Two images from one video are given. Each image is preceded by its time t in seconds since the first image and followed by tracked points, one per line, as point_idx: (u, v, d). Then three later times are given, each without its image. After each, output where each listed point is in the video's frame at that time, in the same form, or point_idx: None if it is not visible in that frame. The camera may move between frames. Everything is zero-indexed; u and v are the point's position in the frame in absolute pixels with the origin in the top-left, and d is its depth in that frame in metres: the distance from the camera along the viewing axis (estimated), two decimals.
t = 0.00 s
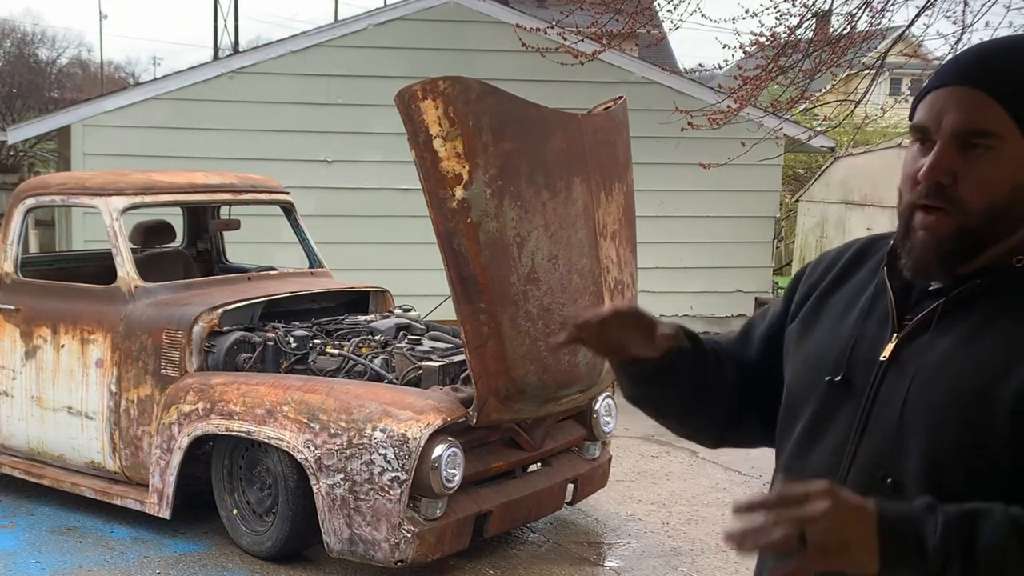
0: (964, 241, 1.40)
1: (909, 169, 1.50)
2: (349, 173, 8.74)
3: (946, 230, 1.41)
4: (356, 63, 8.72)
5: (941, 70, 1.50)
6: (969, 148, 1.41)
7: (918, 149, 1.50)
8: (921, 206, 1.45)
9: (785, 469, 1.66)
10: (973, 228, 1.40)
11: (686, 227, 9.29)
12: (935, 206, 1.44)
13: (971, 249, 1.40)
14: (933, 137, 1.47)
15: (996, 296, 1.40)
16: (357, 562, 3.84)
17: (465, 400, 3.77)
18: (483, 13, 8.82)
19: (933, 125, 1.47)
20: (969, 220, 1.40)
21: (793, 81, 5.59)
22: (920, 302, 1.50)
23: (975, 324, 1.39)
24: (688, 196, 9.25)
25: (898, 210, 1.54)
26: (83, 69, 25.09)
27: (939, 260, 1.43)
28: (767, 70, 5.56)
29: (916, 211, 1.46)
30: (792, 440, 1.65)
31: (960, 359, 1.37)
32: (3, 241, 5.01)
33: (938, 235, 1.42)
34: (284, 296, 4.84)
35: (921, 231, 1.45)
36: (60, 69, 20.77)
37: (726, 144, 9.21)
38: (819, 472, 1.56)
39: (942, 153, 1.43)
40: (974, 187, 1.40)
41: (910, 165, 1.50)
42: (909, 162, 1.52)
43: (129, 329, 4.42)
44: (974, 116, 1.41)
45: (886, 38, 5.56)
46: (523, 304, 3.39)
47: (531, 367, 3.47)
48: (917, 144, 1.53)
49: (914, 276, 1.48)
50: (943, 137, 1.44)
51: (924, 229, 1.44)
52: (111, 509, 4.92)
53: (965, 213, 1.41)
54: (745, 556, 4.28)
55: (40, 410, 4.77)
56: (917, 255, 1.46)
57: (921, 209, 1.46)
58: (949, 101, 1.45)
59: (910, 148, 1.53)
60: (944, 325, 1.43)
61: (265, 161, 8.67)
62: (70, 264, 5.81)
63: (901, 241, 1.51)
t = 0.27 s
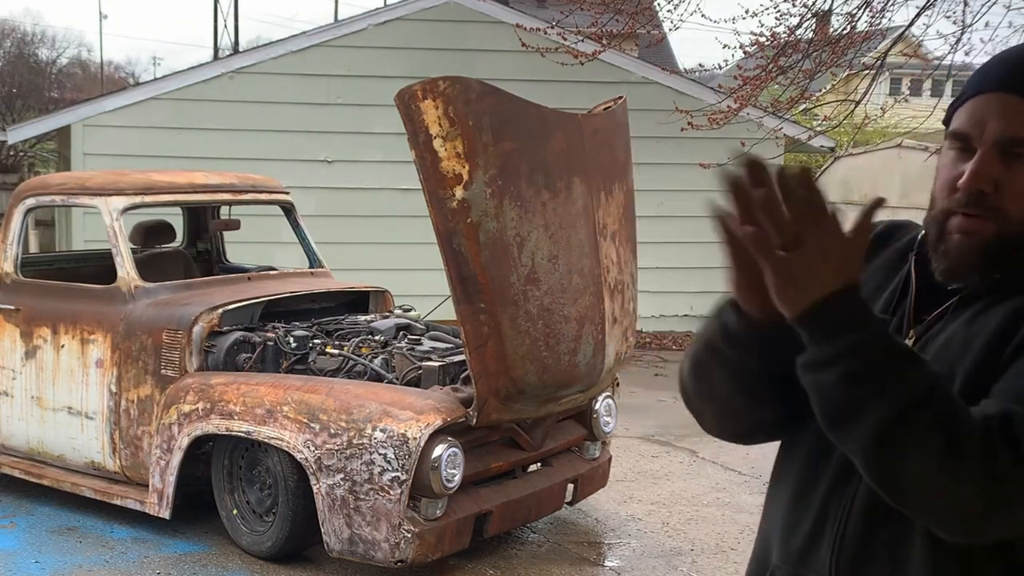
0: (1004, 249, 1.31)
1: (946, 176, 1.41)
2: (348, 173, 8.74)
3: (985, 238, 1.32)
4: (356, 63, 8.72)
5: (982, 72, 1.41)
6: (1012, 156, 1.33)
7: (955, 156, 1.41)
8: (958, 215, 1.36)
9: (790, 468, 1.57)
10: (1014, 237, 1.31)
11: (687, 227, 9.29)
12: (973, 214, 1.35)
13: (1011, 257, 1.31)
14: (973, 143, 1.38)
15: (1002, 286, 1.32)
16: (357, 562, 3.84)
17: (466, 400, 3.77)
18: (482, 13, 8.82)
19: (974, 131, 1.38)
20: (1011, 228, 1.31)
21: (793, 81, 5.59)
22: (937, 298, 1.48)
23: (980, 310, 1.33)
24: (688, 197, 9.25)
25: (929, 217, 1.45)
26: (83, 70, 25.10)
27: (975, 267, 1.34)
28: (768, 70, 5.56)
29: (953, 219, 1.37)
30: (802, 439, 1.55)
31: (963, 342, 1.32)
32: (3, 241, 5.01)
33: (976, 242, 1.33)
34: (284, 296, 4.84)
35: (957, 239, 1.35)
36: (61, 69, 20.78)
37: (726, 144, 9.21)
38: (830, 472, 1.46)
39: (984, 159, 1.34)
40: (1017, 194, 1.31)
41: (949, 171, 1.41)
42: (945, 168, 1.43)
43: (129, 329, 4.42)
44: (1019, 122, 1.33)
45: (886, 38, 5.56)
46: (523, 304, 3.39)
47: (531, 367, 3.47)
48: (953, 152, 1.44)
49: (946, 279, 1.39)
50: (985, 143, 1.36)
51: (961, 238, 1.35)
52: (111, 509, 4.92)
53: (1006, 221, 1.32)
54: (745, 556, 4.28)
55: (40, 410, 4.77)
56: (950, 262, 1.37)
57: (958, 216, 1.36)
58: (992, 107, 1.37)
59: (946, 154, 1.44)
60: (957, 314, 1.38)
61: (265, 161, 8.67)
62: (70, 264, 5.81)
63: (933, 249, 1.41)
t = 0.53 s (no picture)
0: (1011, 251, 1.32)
1: (952, 173, 1.41)
2: (348, 173, 8.74)
3: (994, 239, 1.33)
4: (356, 63, 8.72)
5: (986, 72, 1.43)
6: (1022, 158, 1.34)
7: (961, 154, 1.42)
8: (966, 214, 1.36)
9: (790, 467, 1.57)
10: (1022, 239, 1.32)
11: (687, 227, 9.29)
12: (982, 213, 1.35)
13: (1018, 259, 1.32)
14: (982, 142, 1.39)
15: (1020, 303, 1.32)
16: (357, 562, 3.84)
17: (465, 400, 3.77)
18: (482, 13, 8.82)
19: (984, 130, 1.38)
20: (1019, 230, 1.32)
21: (793, 81, 5.59)
22: (944, 300, 1.43)
23: (1004, 330, 1.31)
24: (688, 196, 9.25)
25: (931, 216, 1.45)
26: (82, 70, 25.10)
27: (982, 267, 1.34)
28: (768, 70, 5.56)
29: (959, 216, 1.37)
30: (801, 439, 1.55)
31: (987, 361, 1.30)
32: (3, 241, 5.01)
33: (984, 242, 1.33)
34: (284, 296, 4.84)
35: (965, 237, 1.35)
36: (60, 69, 20.78)
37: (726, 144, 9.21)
38: (831, 477, 1.46)
39: (994, 159, 1.35)
40: None
41: (953, 170, 1.41)
42: (948, 166, 1.43)
43: (129, 329, 4.42)
44: None
45: (886, 38, 5.56)
46: (523, 304, 3.39)
47: (531, 367, 3.48)
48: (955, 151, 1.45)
49: (953, 280, 1.38)
50: (995, 143, 1.37)
51: (968, 237, 1.35)
52: (111, 509, 4.92)
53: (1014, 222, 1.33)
54: (745, 556, 4.28)
55: (40, 410, 4.77)
56: (956, 261, 1.36)
57: (965, 215, 1.36)
58: (1002, 108, 1.38)
59: (951, 151, 1.44)
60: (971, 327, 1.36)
61: (265, 161, 8.68)
62: (70, 264, 5.81)
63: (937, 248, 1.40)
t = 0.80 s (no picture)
0: None
1: (963, 169, 1.41)
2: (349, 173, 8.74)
3: (1012, 234, 1.32)
4: (356, 63, 8.72)
5: (988, 68, 1.43)
6: None
7: (971, 150, 1.41)
8: (981, 209, 1.35)
9: (797, 477, 1.56)
10: None
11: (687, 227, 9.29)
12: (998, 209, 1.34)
13: None
14: (993, 138, 1.39)
15: None
16: (357, 562, 3.84)
17: (465, 400, 3.77)
18: (482, 13, 8.82)
19: (996, 126, 1.39)
20: None
21: (793, 81, 5.59)
22: (951, 305, 1.43)
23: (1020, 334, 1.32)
24: (688, 196, 9.25)
25: (940, 214, 1.44)
26: (83, 70, 25.11)
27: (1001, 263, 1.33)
28: (767, 70, 5.56)
29: (973, 212, 1.37)
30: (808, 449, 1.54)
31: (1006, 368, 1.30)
32: (3, 241, 5.01)
33: (1002, 237, 1.33)
34: (284, 296, 4.84)
35: (981, 232, 1.34)
36: (60, 69, 20.77)
37: (726, 143, 9.21)
38: (844, 488, 1.46)
39: (1008, 154, 1.35)
40: None
41: (965, 166, 1.41)
42: (958, 162, 1.42)
43: (129, 329, 4.42)
44: None
45: (886, 38, 5.56)
46: (523, 304, 3.39)
47: (531, 367, 3.47)
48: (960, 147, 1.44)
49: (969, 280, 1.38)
50: (1008, 138, 1.37)
51: (985, 232, 1.34)
52: (111, 509, 4.92)
53: None
54: (745, 556, 4.28)
55: (40, 410, 4.77)
56: (975, 258, 1.35)
57: (980, 210, 1.36)
58: (1011, 103, 1.39)
59: (958, 148, 1.43)
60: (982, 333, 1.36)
61: (265, 161, 8.68)
62: (70, 264, 5.81)
63: (952, 246, 1.40)
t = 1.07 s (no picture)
0: None
1: (969, 165, 1.40)
2: (349, 173, 8.74)
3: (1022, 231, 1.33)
4: (356, 63, 8.72)
5: (990, 60, 1.41)
6: None
7: (976, 145, 1.40)
8: (991, 207, 1.36)
9: (805, 490, 1.54)
10: None
11: (687, 227, 9.29)
12: (1009, 204, 1.35)
13: None
14: (999, 132, 1.38)
15: None
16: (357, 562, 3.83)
17: (466, 400, 3.77)
18: (483, 13, 8.82)
19: (1002, 120, 1.38)
20: None
21: (793, 81, 5.59)
22: (958, 309, 1.42)
23: None
24: (688, 196, 9.25)
25: (945, 211, 1.43)
26: (83, 69, 25.11)
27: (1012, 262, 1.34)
28: (768, 70, 5.56)
29: (986, 208, 1.36)
30: (816, 460, 1.52)
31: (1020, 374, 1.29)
32: (3, 241, 5.01)
33: (1013, 235, 1.33)
34: (284, 296, 4.84)
35: (992, 230, 1.35)
36: (60, 69, 20.76)
37: (726, 144, 9.22)
38: (856, 501, 1.44)
39: (1017, 149, 1.35)
40: None
41: (971, 161, 1.40)
42: (963, 157, 1.41)
43: (129, 329, 4.42)
44: None
45: (886, 38, 5.56)
46: (523, 304, 3.39)
47: (531, 367, 3.47)
48: (963, 140, 1.43)
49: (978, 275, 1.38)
50: (1014, 132, 1.36)
51: (996, 229, 1.35)
52: (110, 510, 4.91)
53: None
54: (745, 556, 4.28)
55: (40, 410, 4.77)
56: (986, 257, 1.35)
57: (989, 208, 1.36)
58: (1016, 96, 1.38)
59: (962, 143, 1.42)
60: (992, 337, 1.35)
61: (265, 161, 8.68)
62: (70, 264, 5.81)
63: (960, 246, 1.40)
